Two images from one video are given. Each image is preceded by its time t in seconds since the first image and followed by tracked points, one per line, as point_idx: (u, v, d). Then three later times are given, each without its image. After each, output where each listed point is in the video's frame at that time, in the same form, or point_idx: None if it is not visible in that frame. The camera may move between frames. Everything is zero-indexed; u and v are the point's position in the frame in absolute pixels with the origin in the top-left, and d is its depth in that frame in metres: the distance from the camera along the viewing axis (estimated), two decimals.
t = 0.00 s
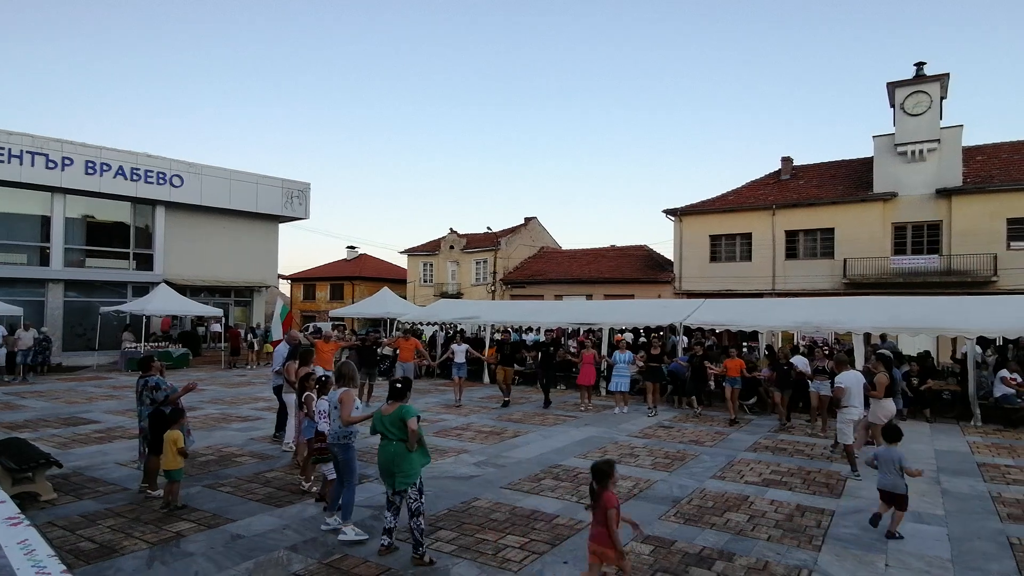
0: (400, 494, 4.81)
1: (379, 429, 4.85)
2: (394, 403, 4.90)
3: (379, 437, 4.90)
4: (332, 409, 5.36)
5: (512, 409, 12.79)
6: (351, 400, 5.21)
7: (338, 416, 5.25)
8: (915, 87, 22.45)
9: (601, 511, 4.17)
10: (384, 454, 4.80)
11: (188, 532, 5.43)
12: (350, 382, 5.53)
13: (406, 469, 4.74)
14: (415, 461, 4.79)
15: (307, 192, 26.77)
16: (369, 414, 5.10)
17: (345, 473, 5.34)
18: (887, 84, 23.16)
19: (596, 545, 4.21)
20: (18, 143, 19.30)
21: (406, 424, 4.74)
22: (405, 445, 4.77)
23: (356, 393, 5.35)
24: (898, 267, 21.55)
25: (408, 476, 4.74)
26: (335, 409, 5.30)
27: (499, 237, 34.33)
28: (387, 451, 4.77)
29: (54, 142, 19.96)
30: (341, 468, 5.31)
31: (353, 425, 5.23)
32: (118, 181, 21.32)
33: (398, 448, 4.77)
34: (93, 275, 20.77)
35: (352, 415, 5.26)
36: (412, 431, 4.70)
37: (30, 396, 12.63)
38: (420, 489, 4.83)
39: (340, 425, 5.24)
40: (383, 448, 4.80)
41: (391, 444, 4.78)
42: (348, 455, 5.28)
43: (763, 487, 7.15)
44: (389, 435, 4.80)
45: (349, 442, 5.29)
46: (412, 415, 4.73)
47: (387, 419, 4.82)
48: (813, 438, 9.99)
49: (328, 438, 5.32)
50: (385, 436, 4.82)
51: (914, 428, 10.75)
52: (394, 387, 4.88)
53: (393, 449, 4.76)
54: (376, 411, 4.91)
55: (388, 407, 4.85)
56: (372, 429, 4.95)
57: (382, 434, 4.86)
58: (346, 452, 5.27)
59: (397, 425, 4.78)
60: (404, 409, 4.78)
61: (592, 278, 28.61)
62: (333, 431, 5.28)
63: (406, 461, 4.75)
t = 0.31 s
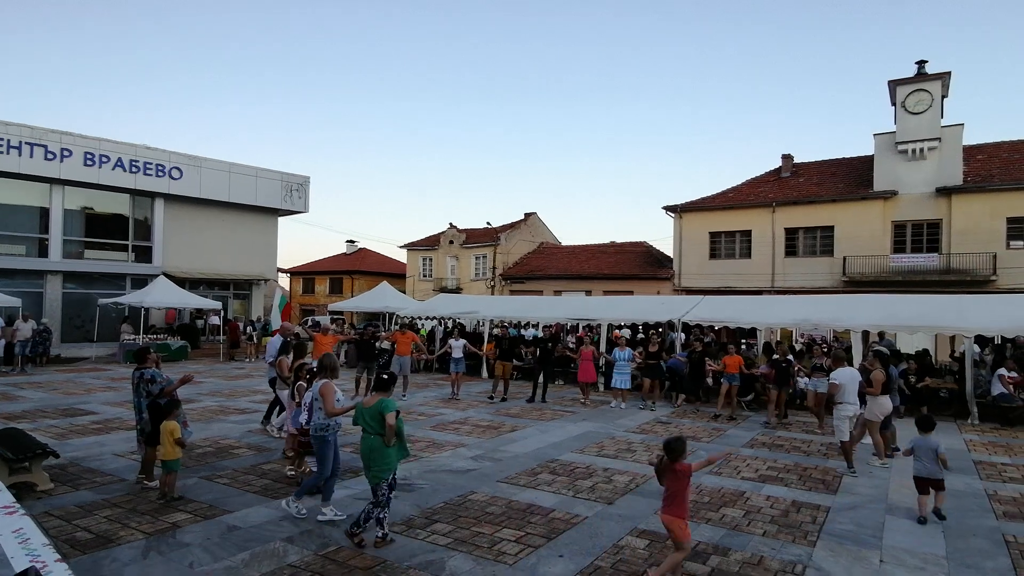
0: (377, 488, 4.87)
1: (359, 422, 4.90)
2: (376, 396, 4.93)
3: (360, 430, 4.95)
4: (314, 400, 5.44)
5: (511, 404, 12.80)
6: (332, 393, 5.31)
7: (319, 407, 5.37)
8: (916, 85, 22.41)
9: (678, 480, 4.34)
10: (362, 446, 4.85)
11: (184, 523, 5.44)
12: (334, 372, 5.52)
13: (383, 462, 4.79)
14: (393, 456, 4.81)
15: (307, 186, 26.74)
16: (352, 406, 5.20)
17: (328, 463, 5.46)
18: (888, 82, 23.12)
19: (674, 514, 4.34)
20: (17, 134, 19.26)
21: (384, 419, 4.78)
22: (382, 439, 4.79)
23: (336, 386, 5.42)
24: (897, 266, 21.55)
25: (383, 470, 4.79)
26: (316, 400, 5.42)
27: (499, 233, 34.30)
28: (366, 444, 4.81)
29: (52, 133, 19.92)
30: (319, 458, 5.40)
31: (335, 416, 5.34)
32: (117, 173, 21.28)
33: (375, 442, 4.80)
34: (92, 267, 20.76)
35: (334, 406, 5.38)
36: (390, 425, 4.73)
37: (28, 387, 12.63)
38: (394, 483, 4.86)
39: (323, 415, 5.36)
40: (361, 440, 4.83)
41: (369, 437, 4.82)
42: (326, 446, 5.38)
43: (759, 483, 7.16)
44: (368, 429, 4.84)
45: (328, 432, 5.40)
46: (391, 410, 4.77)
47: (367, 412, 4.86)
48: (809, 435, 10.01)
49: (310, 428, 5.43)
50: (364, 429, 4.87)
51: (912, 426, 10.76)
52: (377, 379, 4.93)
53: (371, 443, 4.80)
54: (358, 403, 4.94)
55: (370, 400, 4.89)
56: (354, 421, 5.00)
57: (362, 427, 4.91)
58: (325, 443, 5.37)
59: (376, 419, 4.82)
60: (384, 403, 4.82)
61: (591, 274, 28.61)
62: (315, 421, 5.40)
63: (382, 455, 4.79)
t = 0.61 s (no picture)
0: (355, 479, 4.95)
1: (342, 414, 4.98)
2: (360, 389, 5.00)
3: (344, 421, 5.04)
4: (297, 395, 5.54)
5: (512, 393, 12.84)
6: (313, 388, 5.44)
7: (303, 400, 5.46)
8: (917, 71, 22.29)
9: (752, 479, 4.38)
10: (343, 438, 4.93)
11: (188, 512, 5.46)
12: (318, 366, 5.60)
13: (360, 453, 4.85)
14: (372, 449, 4.89)
15: (305, 175, 26.63)
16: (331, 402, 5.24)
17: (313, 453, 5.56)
18: (889, 68, 23.00)
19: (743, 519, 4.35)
20: (13, 124, 19.13)
21: (366, 412, 4.85)
22: (361, 431, 4.86)
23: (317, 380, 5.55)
24: (897, 253, 21.53)
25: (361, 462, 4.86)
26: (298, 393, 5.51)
27: (498, 221, 34.23)
28: (346, 435, 4.89)
29: (49, 122, 19.79)
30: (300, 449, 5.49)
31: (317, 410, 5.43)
32: (114, 162, 21.17)
33: (355, 434, 4.88)
34: (91, 257, 20.70)
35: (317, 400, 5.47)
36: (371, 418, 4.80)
37: (29, 378, 12.63)
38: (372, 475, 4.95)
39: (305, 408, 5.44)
40: (342, 431, 4.92)
41: (349, 429, 4.90)
42: (308, 437, 5.46)
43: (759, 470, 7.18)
44: (350, 421, 4.92)
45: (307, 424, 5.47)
46: (372, 403, 4.83)
47: (350, 404, 4.94)
48: (810, 422, 10.04)
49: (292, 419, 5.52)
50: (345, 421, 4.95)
51: (912, 413, 10.80)
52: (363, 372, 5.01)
53: (350, 434, 4.88)
54: (343, 394, 5.02)
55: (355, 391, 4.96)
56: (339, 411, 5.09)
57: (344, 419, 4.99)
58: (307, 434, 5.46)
59: (358, 411, 4.90)
60: (367, 396, 4.89)
61: (591, 262, 28.58)
62: (297, 413, 5.48)
63: (361, 447, 4.86)
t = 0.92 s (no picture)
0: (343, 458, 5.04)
1: (332, 395, 5.02)
2: (348, 370, 5.07)
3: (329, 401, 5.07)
4: (292, 375, 5.60)
5: (515, 379, 12.85)
6: (310, 365, 5.55)
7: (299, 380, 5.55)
8: (923, 54, 22.07)
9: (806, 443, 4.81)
10: (334, 420, 4.97)
11: (194, 498, 5.49)
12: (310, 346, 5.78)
13: (355, 434, 4.96)
14: (365, 429, 5.00)
15: (306, 162, 26.51)
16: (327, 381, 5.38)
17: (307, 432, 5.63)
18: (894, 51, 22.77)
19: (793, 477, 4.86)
20: (12, 111, 19.02)
21: (361, 393, 4.95)
22: (356, 412, 4.97)
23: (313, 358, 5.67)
24: (900, 239, 21.46)
25: (356, 443, 4.95)
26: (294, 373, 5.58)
27: (499, 208, 34.13)
28: (339, 417, 4.95)
29: (48, 109, 19.68)
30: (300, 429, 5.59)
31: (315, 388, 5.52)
32: (114, 150, 21.08)
33: (349, 415, 4.97)
34: (92, 245, 20.69)
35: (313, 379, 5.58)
36: (367, 400, 4.89)
37: (33, 365, 12.66)
38: (362, 455, 5.05)
39: (303, 386, 5.52)
40: (334, 413, 4.96)
41: (342, 410, 4.96)
42: (308, 418, 5.54)
43: (762, 456, 7.20)
44: (341, 402, 4.98)
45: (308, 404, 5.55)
46: (367, 385, 4.94)
47: (342, 386, 5.01)
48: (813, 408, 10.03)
49: (288, 401, 5.56)
50: (336, 403, 4.99)
51: (914, 398, 10.81)
52: (351, 354, 5.06)
53: (345, 415, 4.96)
54: (331, 376, 5.05)
55: (346, 373, 5.02)
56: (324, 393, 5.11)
57: (333, 401, 5.03)
58: (306, 415, 5.54)
59: (351, 392, 4.99)
60: (360, 377, 4.98)
61: (593, 248, 28.53)
62: (294, 393, 5.54)
63: (355, 428, 4.96)
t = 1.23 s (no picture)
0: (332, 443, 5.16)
1: (321, 383, 5.12)
2: (336, 358, 5.17)
3: (316, 388, 5.16)
4: (290, 361, 5.82)
5: (516, 366, 12.87)
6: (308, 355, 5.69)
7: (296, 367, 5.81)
8: (928, 38, 21.87)
9: (845, 422, 5.10)
10: (324, 407, 5.07)
11: (198, 484, 5.51)
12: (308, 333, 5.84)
13: (346, 419, 5.12)
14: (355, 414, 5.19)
15: (306, 149, 26.41)
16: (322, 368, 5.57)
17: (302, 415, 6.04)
18: (899, 35, 22.56)
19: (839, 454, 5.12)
20: (11, 98, 18.92)
21: (354, 380, 5.12)
22: (348, 398, 5.14)
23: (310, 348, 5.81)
24: (903, 225, 21.37)
25: (348, 427, 5.13)
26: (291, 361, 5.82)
27: (500, 195, 34.04)
28: (331, 404, 5.07)
29: (47, 96, 19.57)
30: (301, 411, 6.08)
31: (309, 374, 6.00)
32: (113, 137, 20.99)
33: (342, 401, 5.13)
34: (93, 232, 20.66)
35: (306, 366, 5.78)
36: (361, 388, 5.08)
37: (35, 353, 12.70)
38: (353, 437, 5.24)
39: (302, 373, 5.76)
40: (325, 400, 5.07)
41: (333, 397, 5.09)
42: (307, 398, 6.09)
43: (763, 442, 7.22)
44: (332, 389, 5.10)
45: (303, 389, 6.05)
46: (359, 372, 5.12)
47: (333, 374, 5.11)
48: (814, 394, 10.04)
49: (287, 386, 5.97)
50: (327, 390, 5.10)
51: (916, 384, 10.83)
52: (336, 341, 5.16)
53: (338, 402, 5.10)
54: (319, 364, 5.14)
55: (336, 362, 5.11)
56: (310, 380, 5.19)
57: (321, 388, 5.13)
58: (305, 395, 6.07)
59: (342, 379, 5.12)
60: (353, 366, 5.11)
61: (594, 235, 28.47)
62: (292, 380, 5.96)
63: (346, 414, 5.11)
